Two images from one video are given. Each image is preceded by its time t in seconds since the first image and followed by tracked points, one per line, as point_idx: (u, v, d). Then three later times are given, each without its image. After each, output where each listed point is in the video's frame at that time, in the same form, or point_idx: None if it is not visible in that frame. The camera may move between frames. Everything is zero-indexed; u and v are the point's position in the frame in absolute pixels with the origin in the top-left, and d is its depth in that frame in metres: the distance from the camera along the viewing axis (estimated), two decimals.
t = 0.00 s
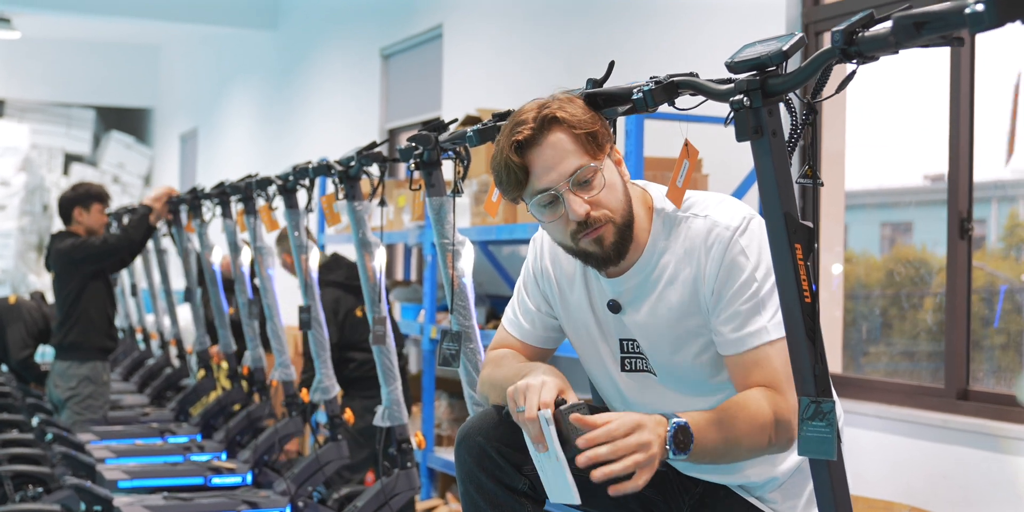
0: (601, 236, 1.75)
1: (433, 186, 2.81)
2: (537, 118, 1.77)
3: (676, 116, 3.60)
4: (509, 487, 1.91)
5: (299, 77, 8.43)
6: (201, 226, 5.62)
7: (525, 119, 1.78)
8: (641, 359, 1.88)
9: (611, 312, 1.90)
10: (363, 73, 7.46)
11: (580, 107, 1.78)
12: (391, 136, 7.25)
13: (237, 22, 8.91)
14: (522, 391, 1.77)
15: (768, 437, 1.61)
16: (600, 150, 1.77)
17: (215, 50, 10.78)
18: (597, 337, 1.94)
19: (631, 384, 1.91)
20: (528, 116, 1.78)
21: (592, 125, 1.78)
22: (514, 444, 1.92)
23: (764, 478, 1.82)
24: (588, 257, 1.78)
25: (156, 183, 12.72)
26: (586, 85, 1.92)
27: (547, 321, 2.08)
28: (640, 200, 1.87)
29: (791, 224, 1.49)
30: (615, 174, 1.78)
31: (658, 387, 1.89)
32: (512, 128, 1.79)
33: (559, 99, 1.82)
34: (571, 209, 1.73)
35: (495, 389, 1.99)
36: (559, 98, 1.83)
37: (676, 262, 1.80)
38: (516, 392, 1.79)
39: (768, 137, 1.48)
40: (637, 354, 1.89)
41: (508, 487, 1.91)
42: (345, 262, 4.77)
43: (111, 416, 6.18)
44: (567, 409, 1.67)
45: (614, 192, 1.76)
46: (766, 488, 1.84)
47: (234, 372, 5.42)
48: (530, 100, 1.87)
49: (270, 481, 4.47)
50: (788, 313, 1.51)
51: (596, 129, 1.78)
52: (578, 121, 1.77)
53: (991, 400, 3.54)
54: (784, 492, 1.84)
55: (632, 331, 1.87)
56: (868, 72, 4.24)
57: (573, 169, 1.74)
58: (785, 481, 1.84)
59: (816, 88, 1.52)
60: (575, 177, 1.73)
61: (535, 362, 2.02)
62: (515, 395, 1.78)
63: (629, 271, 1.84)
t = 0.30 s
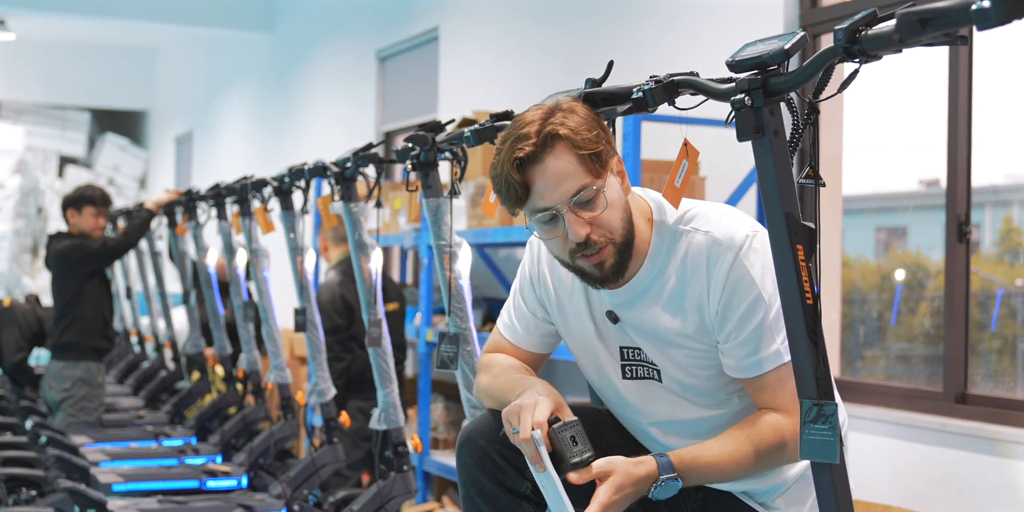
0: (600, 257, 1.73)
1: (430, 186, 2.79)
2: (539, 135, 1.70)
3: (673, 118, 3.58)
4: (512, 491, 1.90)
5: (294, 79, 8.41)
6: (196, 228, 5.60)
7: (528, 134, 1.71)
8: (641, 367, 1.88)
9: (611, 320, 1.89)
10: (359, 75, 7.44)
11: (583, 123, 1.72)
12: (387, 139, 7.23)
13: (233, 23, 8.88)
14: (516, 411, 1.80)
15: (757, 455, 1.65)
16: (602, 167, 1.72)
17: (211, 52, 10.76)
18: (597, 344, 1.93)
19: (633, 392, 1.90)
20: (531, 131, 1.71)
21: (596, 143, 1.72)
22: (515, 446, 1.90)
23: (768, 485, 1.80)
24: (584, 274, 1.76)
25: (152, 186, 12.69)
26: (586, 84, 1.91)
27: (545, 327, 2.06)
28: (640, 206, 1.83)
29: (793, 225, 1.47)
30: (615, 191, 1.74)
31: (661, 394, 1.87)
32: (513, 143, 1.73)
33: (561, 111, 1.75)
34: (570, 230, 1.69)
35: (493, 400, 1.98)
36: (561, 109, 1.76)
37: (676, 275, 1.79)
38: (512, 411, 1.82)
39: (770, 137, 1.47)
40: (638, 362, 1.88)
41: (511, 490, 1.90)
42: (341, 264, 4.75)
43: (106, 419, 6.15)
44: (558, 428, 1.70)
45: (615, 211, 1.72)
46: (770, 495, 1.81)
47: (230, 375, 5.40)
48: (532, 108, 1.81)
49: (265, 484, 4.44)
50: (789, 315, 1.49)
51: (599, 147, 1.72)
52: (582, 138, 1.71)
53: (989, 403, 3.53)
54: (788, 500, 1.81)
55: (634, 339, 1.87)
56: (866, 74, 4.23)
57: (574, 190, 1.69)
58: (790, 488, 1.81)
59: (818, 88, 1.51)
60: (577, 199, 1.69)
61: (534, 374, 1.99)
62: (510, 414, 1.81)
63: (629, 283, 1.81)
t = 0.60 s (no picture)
0: (599, 273, 1.71)
1: (427, 186, 2.77)
2: (535, 156, 1.66)
3: (670, 118, 3.57)
4: (513, 492, 1.89)
5: (290, 78, 8.38)
6: (191, 228, 5.58)
7: (524, 153, 1.68)
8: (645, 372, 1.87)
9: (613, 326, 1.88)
10: (355, 74, 7.42)
11: (581, 140, 1.67)
12: (383, 138, 7.21)
13: (229, 23, 8.84)
14: (531, 430, 1.71)
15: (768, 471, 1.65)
16: (602, 184, 1.68)
17: (206, 51, 10.72)
18: (599, 348, 1.91)
19: (636, 396, 1.90)
20: (527, 150, 1.67)
21: (595, 164, 1.67)
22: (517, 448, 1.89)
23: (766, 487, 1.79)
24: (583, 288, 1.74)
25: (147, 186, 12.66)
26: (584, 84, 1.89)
27: (543, 330, 2.04)
28: (642, 213, 1.80)
29: (794, 224, 1.46)
30: (615, 206, 1.70)
31: (666, 399, 1.87)
32: (510, 162, 1.69)
33: (559, 126, 1.71)
34: (567, 250, 1.67)
35: (492, 401, 1.93)
36: (561, 123, 1.72)
37: (683, 282, 1.77)
38: (525, 429, 1.71)
39: (770, 136, 1.45)
40: (642, 367, 1.87)
41: (512, 492, 1.90)
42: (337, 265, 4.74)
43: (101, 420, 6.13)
44: (586, 457, 1.63)
45: (614, 228, 1.69)
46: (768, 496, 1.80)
47: (225, 375, 5.38)
48: (532, 120, 1.76)
49: (262, 485, 4.42)
50: (790, 316, 1.48)
51: (598, 168, 1.68)
52: (580, 156, 1.66)
53: (987, 402, 3.52)
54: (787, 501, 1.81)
55: (639, 346, 1.86)
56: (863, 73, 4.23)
57: (573, 210, 1.66)
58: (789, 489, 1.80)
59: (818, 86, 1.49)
60: (573, 220, 1.66)
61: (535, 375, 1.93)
62: (523, 433, 1.71)
63: (635, 289, 1.80)
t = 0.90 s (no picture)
0: (587, 268, 1.69)
1: (423, 183, 2.76)
2: (528, 143, 1.67)
3: (668, 114, 3.56)
4: (513, 491, 1.85)
5: (286, 75, 8.36)
6: (188, 226, 5.57)
7: (519, 142, 1.68)
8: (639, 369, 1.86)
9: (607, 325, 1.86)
10: (352, 71, 7.41)
11: (577, 134, 1.68)
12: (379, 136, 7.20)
13: (225, 20, 8.82)
14: (577, 432, 1.68)
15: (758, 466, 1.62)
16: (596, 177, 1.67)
17: (203, 49, 10.70)
18: (593, 345, 1.90)
19: (632, 395, 1.89)
20: (522, 138, 1.68)
21: (586, 156, 1.67)
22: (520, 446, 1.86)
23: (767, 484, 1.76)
24: (573, 283, 1.73)
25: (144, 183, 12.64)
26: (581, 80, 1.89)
27: (535, 329, 2.04)
28: (640, 212, 1.78)
29: (792, 220, 1.45)
30: (609, 201, 1.68)
31: (661, 398, 1.87)
32: (504, 148, 1.70)
33: (557, 119, 1.71)
34: (555, 241, 1.66)
35: (497, 398, 1.91)
36: (560, 117, 1.72)
37: (676, 278, 1.76)
38: (569, 431, 1.69)
39: (768, 131, 1.44)
40: (637, 365, 1.86)
41: (513, 491, 1.85)
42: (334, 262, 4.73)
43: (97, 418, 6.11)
44: (636, 459, 1.61)
45: (606, 223, 1.67)
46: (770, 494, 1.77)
47: (222, 373, 5.36)
48: (533, 114, 1.77)
49: (258, 483, 4.41)
50: (788, 313, 1.47)
51: (589, 160, 1.67)
52: (574, 148, 1.66)
53: (984, 399, 3.52)
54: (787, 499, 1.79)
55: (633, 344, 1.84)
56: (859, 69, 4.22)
57: (562, 200, 1.65)
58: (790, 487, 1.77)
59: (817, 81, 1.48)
60: (562, 209, 1.65)
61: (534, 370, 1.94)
62: (569, 434, 1.68)
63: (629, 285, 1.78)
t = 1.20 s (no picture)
0: (566, 250, 1.69)
1: (419, 176, 2.76)
2: (508, 123, 1.69)
3: (666, 108, 3.55)
4: (507, 486, 1.87)
5: (284, 69, 8.35)
6: (185, 220, 5.56)
7: (499, 122, 1.70)
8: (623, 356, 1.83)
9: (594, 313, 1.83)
10: (350, 65, 7.39)
11: (558, 115, 1.69)
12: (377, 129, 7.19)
13: (223, 14, 8.80)
14: (598, 425, 1.72)
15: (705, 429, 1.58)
16: (575, 156, 1.68)
17: (200, 43, 10.68)
18: (583, 332, 1.86)
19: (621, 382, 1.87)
20: (503, 118, 1.70)
21: (565, 137, 1.68)
22: (514, 441, 1.89)
23: (762, 474, 1.74)
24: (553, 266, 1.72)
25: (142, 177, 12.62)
26: (577, 70, 1.88)
27: (526, 320, 1.99)
28: (624, 198, 1.77)
29: (787, 212, 1.45)
30: (588, 181, 1.69)
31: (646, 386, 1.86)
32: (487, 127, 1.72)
33: (540, 100, 1.72)
34: (532, 219, 1.67)
35: (496, 391, 1.91)
36: (544, 97, 1.73)
37: (654, 263, 1.74)
38: (592, 424, 1.72)
39: (763, 123, 1.44)
40: (620, 351, 1.84)
41: (507, 485, 1.87)
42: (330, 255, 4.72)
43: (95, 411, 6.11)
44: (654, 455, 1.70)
45: (584, 203, 1.68)
46: (766, 485, 1.75)
47: (219, 366, 5.36)
48: (518, 96, 1.78)
49: (255, 476, 4.41)
50: (783, 305, 1.47)
51: (568, 139, 1.68)
52: (553, 129, 1.68)
53: (981, 392, 3.52)
54: (783, 490, 1.77)
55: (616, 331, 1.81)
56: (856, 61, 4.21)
57: (540, 179, 1.66)
58: (784, 478, 1.77)
59: (811, 72, 1.47)
60: (540, 189, 1.67)
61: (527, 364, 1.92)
62: (592, 428, 1.72)
63: (611, 272, 1.77)
